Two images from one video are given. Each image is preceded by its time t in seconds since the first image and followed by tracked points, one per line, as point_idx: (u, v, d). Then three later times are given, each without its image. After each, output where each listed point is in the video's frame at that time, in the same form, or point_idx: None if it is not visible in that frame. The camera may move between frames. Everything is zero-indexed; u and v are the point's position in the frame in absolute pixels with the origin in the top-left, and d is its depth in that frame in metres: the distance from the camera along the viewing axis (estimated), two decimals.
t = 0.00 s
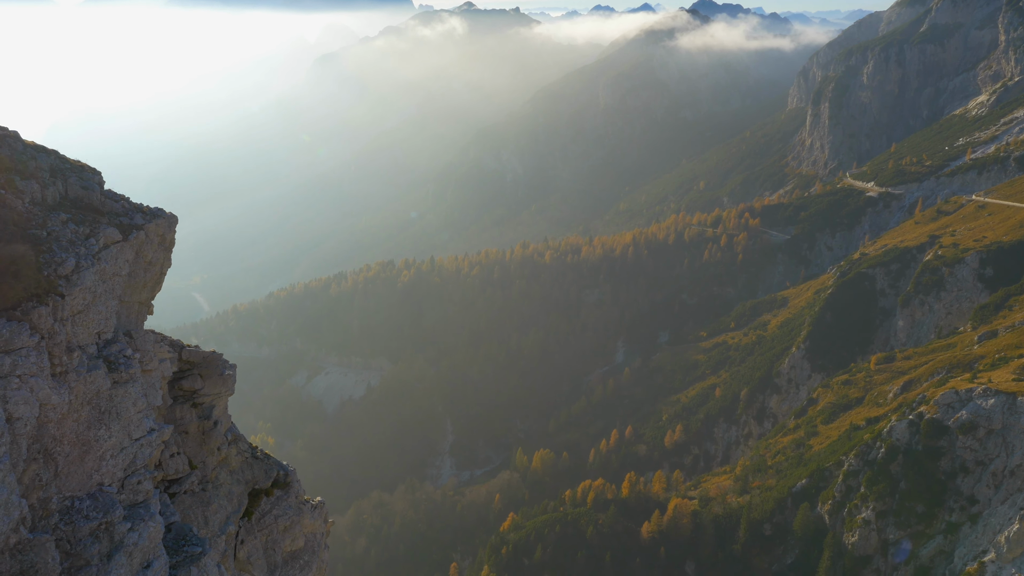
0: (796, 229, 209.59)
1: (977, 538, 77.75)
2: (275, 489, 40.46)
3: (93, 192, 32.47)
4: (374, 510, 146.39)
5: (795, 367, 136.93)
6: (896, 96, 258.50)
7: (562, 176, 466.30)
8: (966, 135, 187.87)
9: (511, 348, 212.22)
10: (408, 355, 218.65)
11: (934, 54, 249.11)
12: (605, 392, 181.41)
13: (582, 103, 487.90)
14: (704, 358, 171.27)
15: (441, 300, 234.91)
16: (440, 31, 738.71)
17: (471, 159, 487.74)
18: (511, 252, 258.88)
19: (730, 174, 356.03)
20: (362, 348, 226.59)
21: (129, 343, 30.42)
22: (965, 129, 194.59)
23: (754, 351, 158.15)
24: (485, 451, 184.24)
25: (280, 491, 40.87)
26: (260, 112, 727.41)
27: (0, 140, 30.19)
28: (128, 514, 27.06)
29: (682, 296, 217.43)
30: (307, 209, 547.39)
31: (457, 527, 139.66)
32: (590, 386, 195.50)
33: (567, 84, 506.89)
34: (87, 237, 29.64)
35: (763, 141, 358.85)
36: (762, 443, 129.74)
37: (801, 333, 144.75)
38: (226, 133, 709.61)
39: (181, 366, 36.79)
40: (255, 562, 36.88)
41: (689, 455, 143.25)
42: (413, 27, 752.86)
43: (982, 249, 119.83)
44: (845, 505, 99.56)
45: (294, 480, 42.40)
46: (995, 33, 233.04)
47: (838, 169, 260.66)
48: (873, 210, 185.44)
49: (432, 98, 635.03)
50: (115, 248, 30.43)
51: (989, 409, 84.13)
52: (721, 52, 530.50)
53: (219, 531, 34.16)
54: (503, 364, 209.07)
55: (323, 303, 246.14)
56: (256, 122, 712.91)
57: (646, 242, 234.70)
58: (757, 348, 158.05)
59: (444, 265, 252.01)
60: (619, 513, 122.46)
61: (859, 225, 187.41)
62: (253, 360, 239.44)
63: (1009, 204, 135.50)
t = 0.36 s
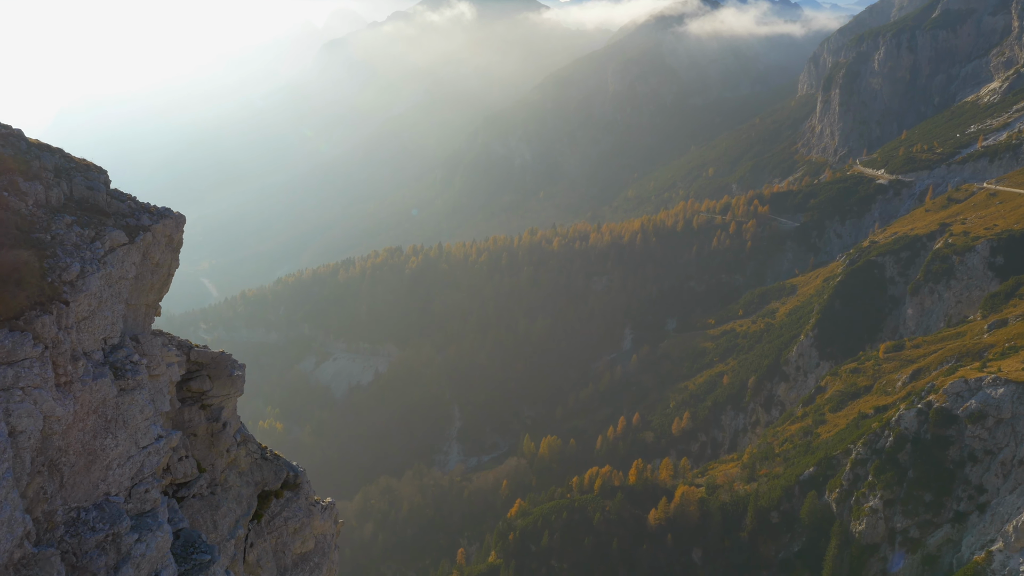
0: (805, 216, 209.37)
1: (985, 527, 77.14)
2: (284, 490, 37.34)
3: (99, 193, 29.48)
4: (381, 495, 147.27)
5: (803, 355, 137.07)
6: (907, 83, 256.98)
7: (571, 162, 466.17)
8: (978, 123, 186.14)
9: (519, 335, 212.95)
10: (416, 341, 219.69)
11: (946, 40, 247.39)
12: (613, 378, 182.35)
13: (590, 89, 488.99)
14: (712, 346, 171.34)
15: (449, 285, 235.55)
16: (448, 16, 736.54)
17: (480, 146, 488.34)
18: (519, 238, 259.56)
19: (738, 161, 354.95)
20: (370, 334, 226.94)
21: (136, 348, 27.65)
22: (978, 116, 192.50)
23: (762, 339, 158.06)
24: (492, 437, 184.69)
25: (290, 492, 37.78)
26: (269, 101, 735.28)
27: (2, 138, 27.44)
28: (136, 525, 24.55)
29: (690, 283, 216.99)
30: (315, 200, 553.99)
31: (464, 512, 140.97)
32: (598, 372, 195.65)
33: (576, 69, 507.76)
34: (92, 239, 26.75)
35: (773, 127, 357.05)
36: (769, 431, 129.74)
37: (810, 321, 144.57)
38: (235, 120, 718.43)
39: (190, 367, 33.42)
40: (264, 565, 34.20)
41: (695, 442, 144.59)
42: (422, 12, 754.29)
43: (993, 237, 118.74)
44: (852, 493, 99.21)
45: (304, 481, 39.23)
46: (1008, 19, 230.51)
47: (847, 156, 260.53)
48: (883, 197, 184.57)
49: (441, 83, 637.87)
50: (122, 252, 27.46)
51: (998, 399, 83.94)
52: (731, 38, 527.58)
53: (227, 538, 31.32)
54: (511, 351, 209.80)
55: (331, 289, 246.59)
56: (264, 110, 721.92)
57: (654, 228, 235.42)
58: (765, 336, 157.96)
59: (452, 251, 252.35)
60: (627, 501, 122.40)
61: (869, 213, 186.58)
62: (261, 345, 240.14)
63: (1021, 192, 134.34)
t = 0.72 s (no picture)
0: (815, 203, 209.09)
1: (993, 516, 77.12)
2: (293, 493, 36.79)
3: (105, 194, 28.72)
4: (389, 481, 148.67)
5: (812, 343, 136.85)
6: (919, 68, 255.28)
7: (579, 148, 467.95)
8: (990, 109, 184.02)
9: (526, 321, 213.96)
10: (423, 326, 221.48)
11: (958, 26, 246.14)
12: (622, 363, 185.15)
13: (600, 75, 483.08)
14: (720, 333, 171.36)
15: (457, 272, 237.43)
16: None
17: (487, 132, 490.36)
18: (527, 224, 261.57)
19: (746, 147, 354.47)
20: (378, 320, 228.14)
21: (143, 354, 26.96)
22: (991, 102, 189.95)
23: (771, 326, 157.82)
24: (500, 424, 185.44)
25: (299, 495, 37.32)
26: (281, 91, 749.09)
27: (5, 138, 26.62)
28: (143, 536, 24.00)
29: (699, 270, 217.26)
30: (325, 189, 564.25)
31: (472, 497, 142.10)
32: (605, 358, 196.34)
33: (585, 54, 509.67)
34: (97, 244, 25.94)
35: (783, 113, 355.51)
36: (777, 418, 129.64)
37: (818, 309, 144.14)
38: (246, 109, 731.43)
39: (197, 369, 32.86)
40: (273, 569, 33.52)
41: (703, 430, 144.65)
42: None
43: (1004, 225, 117.55)
44: (860, 482, 98.76)
45: (314, 483, 38.71)
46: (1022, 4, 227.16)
47: (857, 143, 260.48)
48: (893, 183, 183.66)
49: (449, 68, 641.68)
50: (128, 256, 26.70)
51: (1009, 387, 83.89)
52: (742, 21, 523.69)
53: (236, 543, 30.41)
54: (519, 337, 210.37)
55: (339, 276, 247.84)
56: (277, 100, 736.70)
57: (663, 216, 237.66)
58: (774, 323, 157.63)
59: (460, 238, 254.36)
60: (634, 488, 122.90)
61: (879, 200, 185.73)
62: (270, 331, 241.53)
63: None
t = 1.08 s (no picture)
0: (824, 190, 208.50)
1: (1002, 506, 76.95)
2: (303, 497, 36.70)
3: (107, 197, 28.47)
4: (397, 468, 149.33)
5: (820, 332, 136.70)
6: (931, 54, 253.47)
7: (587, 135, 468.12)
8: (1003, 96, 182.18)
9: (534, 308, 213.85)
10: (430, 312, 221.74)
11: (971, 11, 242.70)
12: (629, 351, 184.64)
13: (608, 60, 488.01)
14: (728, 322, 171.15)
15: (465, 259, 237.16)
16: None
17: (495, 119, 492.19)
18: (535, 212, 262.51)
19: (756, 134, 352.77)
20: (386, 308, 227.47)
21: (149, 362, 26.96)
22: (1005, 89, 187.96)
23: (779, 315, 157.41)
24: (508, 411, 185.96)
25: (309, 499, 37.16)
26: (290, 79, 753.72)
27: (7, 141, 26.55)
28: (149, 552, 23.70)
29: (707, 258, 217.13)
30: (333, 177, 565.74)
31: (479, 484, 142.94)
32: (613, 346, 196.46)
33: (595, 40, 509.73)
34: (100, 251, 25.62)
35: (793, 100, 354.11)
36: (785, 407, 129.43)
37: (828, 297, 143.62)
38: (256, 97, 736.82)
39: (205, 373, 32.42)
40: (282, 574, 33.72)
41: (711, 418, 144.58)
42: None
43: (1016, 213, 116.66)
44: (868, 471, 97.94)
45: (324, 486, 38.47)
46: None
47: (868, 130, 259.50)
48: (904, 171, 182.42)
49: (457, 53, 642.54)
50: (132, 263, 26.47)
51: (1019, 376, 83.21)
52: (752, 7, 520.63)
53: (245, 550, 30.51)
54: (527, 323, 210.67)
55: (347, 263, 248.11)
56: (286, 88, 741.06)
57: (671, 203, 238.11)
58: (782, 311, 157.17)
59: (468, 225, 255.42)
60: (642, 476, 123.14)
61: (889, 187, 184.70)
62: (278, 318, 242.63)
63: None
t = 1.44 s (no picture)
0: (834, 177, 208.00)
1: (1011, 495, 76.59)
2: (311, 501, 35.67)
3: (111, 202, 27.34)
4: (405, 454, 149.92)
5: (829, 320, 136.53)
6: (942, 40, 250.80)
7: (596, 120, 468.22)
8: (1014, 84, 180.12)
9: (541, 294, 213.83)
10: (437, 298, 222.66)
11: None
12: (638, 338, 183.84)
13: (617, 47, 492.77)
14: (735, 309, 170.91)
15: (472, 246, 237.43)
16: None
17: (503, 105, 492.36)
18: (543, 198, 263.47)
19: (765, 121, 350.70)
20: (393, 294, 228.57)
21: (154, 371, 25.65)
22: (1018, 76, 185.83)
23: (787, 303, 157.01)
24: (515, 398, 187.24)
25: (318, 503, 36.16)
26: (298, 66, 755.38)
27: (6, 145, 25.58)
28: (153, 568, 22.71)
29: (715, 245, 217.23)
30: (341, 162, 566.82)
31: (486, 469, 143.77)
32: (620, 333, 196.65)
33: (604, 27, 510.76)
34: (103, 257, 24.64)
35: (802, 86, 353.17)
36: (793, 395, 129.20)
37: (837, 284, 143.13)
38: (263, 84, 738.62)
39: (211, 377, 31.50)
40: None
41: (719, 406, 144.69)
42: None
43: None
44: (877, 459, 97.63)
45: (332, 489, 37.45)
46: None
47: (878, 117, 258.79)
48: (914, 158, 181.30)
49: (466, 39, 643.12)
50: (137, 269, 25.40)
51: None
52: None
53: (251, 557, 29.52)
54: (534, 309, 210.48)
55: (355, 249, 248.66)
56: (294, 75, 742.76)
57: (680, 190, 238.42)
58: (791, 299, 156.76)
59: (475, 212, 256.29)
60: (649, 463, 123.35)
61: (899, 174, 183.74)
62: (286, 304, 243.87)
63: None
